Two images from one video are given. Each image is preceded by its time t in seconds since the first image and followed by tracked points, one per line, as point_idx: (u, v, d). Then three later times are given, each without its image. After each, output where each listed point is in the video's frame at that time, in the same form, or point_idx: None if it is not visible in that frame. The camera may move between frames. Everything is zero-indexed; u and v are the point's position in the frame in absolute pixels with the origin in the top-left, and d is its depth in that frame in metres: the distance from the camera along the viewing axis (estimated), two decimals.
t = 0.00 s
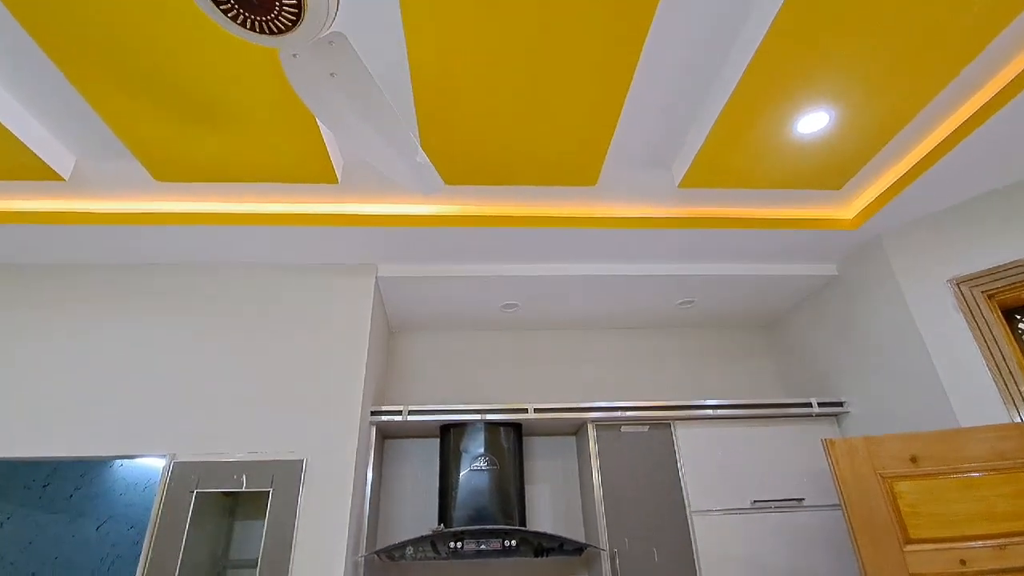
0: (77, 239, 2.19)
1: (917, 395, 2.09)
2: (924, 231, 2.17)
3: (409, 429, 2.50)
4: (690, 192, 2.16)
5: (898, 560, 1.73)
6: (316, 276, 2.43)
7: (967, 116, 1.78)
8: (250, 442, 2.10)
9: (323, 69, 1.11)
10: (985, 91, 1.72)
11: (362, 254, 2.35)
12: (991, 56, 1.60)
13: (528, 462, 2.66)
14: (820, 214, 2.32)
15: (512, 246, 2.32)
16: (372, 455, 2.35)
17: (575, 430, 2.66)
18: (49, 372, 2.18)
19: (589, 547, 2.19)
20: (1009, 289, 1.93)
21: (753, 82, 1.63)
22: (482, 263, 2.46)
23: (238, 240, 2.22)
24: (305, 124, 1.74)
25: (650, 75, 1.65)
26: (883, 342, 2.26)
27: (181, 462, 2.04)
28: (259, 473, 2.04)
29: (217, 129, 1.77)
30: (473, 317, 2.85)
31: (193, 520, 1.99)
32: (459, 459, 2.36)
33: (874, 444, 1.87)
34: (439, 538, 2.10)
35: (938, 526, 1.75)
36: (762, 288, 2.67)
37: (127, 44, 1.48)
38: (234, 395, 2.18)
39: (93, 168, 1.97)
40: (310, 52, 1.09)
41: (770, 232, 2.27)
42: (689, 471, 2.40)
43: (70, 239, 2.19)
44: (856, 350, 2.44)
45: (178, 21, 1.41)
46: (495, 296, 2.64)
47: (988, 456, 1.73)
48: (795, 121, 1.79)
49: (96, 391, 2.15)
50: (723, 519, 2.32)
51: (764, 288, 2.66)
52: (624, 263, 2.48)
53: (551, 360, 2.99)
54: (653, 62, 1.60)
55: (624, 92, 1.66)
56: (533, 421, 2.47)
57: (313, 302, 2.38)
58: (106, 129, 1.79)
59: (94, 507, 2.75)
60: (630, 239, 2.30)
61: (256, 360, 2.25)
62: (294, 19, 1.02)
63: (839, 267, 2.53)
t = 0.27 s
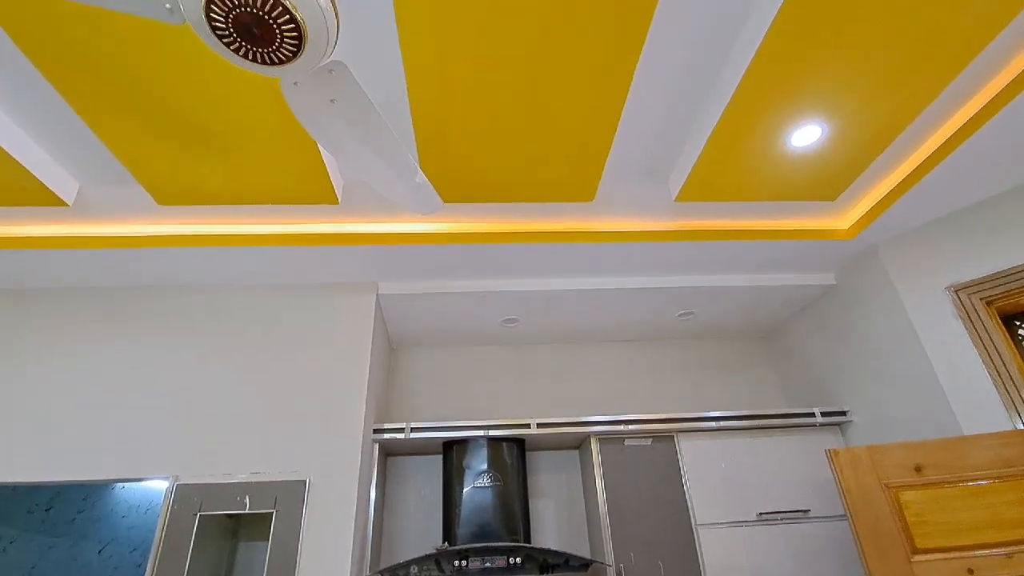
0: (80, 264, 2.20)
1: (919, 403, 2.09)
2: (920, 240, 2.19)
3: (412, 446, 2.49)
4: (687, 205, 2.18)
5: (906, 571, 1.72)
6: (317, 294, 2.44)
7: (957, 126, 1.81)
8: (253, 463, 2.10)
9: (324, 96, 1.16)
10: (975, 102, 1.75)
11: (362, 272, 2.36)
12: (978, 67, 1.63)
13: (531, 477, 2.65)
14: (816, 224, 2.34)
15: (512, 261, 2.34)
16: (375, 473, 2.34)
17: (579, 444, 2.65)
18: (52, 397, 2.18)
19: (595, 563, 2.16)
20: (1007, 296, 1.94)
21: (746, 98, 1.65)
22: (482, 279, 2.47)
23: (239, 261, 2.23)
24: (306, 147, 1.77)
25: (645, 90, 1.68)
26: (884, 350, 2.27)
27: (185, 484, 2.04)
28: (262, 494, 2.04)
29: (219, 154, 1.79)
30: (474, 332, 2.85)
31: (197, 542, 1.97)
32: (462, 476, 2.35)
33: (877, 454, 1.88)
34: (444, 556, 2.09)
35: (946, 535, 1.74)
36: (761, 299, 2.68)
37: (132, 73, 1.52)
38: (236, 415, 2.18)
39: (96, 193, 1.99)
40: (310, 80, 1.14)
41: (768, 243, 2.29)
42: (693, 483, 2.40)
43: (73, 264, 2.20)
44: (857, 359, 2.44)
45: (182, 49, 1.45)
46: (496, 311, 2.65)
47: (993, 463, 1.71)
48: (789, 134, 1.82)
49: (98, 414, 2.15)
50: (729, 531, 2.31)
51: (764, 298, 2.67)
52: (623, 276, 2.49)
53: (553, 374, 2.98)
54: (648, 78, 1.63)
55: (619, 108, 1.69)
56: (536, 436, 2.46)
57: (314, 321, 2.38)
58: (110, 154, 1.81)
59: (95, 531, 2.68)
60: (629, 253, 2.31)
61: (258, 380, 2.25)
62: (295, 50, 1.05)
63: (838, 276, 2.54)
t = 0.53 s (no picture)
0: (88, 292, 2.22)
1: (931, 408, 2.08)
2: (923, 244, 2.19)
3: (421, 464, 2.48)
4: (689, 217, 2.19)
5: None
6: (322, 315, 2.45)
7: (956, 130, 1.82)
8: (262, 486, 2.09)
9: (326, 126, 1.21)
10: (970, 107, 1.76)
11: (367, 291, 2.37)
12: (974, 72, 1.64)
13: (541, 493, 2.63)
14: (818, 232, 2.34)
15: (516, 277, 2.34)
16: (385, 493, 2.33)
17: (588, 458, 2.64)
18: (61, 425, 2.18)
19: None
20: (1013, 298, 1.93)
21: (743, 106, 1.67)
22: (486, 295, 2.48)
23: (245, 285, 2.25)
24: (310, 171, 1.80)
25: (642, 104, 1.69)
26: (892, 356, 2.26)
27: (195, 509, 2.03)
28: (272, 517, 2.03)
29: (224, 181, 1.82)
30: (480, 348, 2.85)
31: (207, 568, 1.96)
32: (471, 494, 2.34)
33: (890, 462, 1.85)
34: None
35: (963, 543, 1.72)
36: (767, 307, 2.67)
37: (137, 106, 1.54)
38: (245, 438, 2.18)
39: (103, 222, 2.01)
40: (310, 110, 1.19)
41: (771, 251, 2.29)
42: (705, 495, 2.37)
43: (81, 292, 2.22)
44: (866, 365, 2.43)
45: (186, 83, 1.48)
46: (501, 327, 2.65)
47: (1007, 470, 1.70)
48: (786, 144, 1.84)
49: (108, 440, 2.16)
50: (743, 544, 2.28)
51: (769, 306, 2.66)
52: (627, 288, 2.49)
53: (560, 388, 2.97)
54: (645, 92, 1.65)
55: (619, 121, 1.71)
56: (545, 451, 2.45)
57: (320, 342, 2.39)
58: (118, 185, 1.84)
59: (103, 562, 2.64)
60: (632, 265, 2.31)
61: (265, 402, 2.26)
62: (297, 83, 1.13)
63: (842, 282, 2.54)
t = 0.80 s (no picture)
0: (110, 320, 2.27)
1: (960, 409, 2.01)
2: (944, 241, 2.14)
3: (440, 481, 2.47)
4: (699, 224, 2.18)
5: None
6: (337, 335, 2.47)
7: (970, 124, 1.78)
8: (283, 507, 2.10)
9: (332, 149, 1.28)
10: (983, 102, 1.73)
11: (381, 310, 2.39)
12: (984, 67, 1.61)
13: (562, 508, 2.59)
14: (832, 232, 2.31)
15: (528, 290, 2.34)
16: (404, 512, 2.32)
17: (608, 471, 2.60)
18: (86, 452, 2.22)
19: None
20: None
21: (746, 111, 1.65)
22: (500, 309, 2.48)
23: (261, 307, 2.28)
24: (319, 195, 1.83)
25: (645, 111, 1.70)
26: (917, 357, 2.20)
27: (217, 532, 2.05)
28: (293, 538, 2.03)
29: (237, 208, 1.86)
30: (495, 362, 2.84)
31: None
32: (491, 510, 2.32)
33: (918, 466, 1.80)
34: None
35: (1000, 549, 1.64)
36: (785, 311, 2.62)
37: (150, 142, 1.59)
38: (264, 460, 2.19)
39: (122, 251, 2.06)
40: (317, 136, 1.25)
41: (786, 255, 2.25)
42: (729, 506, 2.32)
43: (103, 321, 2.27)
44: (890, 367, 2.37)
45: (194, 116, 1.51)
46: (516, 340, 2.64)
47: None
48: (793, 148, 1.83)
49: (132, 466, 2.19)
50: (771, 555, 2.22)
51: (788, 309, 2.61)
52: (641, 296, 2.47)
53: (578, 400, 2.94)
54: (648, 98, 1.66)
55: (623, 127, 1.72)
56: (564, 464, 2.43)
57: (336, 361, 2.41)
58: (136, 216, 1.89)
59: None
60: (645, 274, 2.30)
61: (284, 423, 2.27)
62: (302, 113, 1.15)
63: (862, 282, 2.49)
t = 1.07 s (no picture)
0: (143, 346, 2.34)
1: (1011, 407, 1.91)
2: (984, 231, 2.05)
3: (469, 495, 2.46)
4: (721, 224, 2.13)
5: None
6: (361, 351, 2.49)
7: (1003, 106, 1.69)
8: (313, 524, 2.12)
9: (342, 171, 1.29)
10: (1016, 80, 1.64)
11: (403, 325, 2.40)
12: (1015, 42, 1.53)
13: (594, 520, 2.55)
14: (863, 225, 2.21)
15: (548, 299, 2.32)
16: (434, 527, 2.31)
17: (639, 480, 2.55)
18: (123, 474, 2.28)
19: None
20: None
21: (765, 104, 1.60)
22: (521, 319, 2.46)
23: (285, 327, 2.32)
24: (336, 215, 1.85)
25: (656, 113, 1.68)
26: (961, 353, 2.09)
27: (251, 550, 2.08)
28: (324, 556, 2.05)
29: (257, 231, 1.90)
30: (519, 372, 2.82)
31: None
32: (520, 523, 2.29)
33: (966, 468, 1.70)
34: None
35: None
36: (817, 309, 2.53)
37: (172, 172, 1.64)
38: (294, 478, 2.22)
39: (152, 278, 2.13)
40: (327, 158, 1.27)
41: (814, 251, 2.18)
42: (767, 515, 2.24)
43: (136, 346, 2.34)
44: (933, 364, 2.26)
45: (211, 146, 1.55)
46: (539, 349, 2.62)
47: None
48: (814, 142, 1.77)
49: (167, 487, 2.24)
50: (813, 564, 2.14)
51: (819, 308, 2.52)
52: (665, 300, 2.42)
53: (605, 408, 2.89)
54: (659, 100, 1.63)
55: (635, 131, 1.70)
56: (593, 475, 2.38)
57: (361, 378, 2.43)
58: (163, 244, 1.95)
59: None
60: (667, 278, 2.25)
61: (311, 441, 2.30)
62: (310, 137, 1.17)
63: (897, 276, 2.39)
